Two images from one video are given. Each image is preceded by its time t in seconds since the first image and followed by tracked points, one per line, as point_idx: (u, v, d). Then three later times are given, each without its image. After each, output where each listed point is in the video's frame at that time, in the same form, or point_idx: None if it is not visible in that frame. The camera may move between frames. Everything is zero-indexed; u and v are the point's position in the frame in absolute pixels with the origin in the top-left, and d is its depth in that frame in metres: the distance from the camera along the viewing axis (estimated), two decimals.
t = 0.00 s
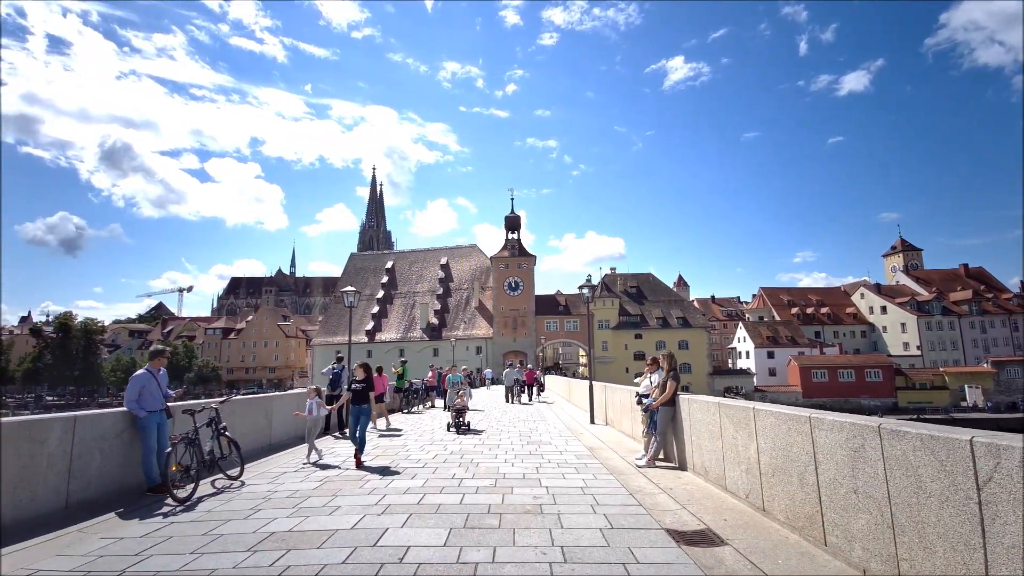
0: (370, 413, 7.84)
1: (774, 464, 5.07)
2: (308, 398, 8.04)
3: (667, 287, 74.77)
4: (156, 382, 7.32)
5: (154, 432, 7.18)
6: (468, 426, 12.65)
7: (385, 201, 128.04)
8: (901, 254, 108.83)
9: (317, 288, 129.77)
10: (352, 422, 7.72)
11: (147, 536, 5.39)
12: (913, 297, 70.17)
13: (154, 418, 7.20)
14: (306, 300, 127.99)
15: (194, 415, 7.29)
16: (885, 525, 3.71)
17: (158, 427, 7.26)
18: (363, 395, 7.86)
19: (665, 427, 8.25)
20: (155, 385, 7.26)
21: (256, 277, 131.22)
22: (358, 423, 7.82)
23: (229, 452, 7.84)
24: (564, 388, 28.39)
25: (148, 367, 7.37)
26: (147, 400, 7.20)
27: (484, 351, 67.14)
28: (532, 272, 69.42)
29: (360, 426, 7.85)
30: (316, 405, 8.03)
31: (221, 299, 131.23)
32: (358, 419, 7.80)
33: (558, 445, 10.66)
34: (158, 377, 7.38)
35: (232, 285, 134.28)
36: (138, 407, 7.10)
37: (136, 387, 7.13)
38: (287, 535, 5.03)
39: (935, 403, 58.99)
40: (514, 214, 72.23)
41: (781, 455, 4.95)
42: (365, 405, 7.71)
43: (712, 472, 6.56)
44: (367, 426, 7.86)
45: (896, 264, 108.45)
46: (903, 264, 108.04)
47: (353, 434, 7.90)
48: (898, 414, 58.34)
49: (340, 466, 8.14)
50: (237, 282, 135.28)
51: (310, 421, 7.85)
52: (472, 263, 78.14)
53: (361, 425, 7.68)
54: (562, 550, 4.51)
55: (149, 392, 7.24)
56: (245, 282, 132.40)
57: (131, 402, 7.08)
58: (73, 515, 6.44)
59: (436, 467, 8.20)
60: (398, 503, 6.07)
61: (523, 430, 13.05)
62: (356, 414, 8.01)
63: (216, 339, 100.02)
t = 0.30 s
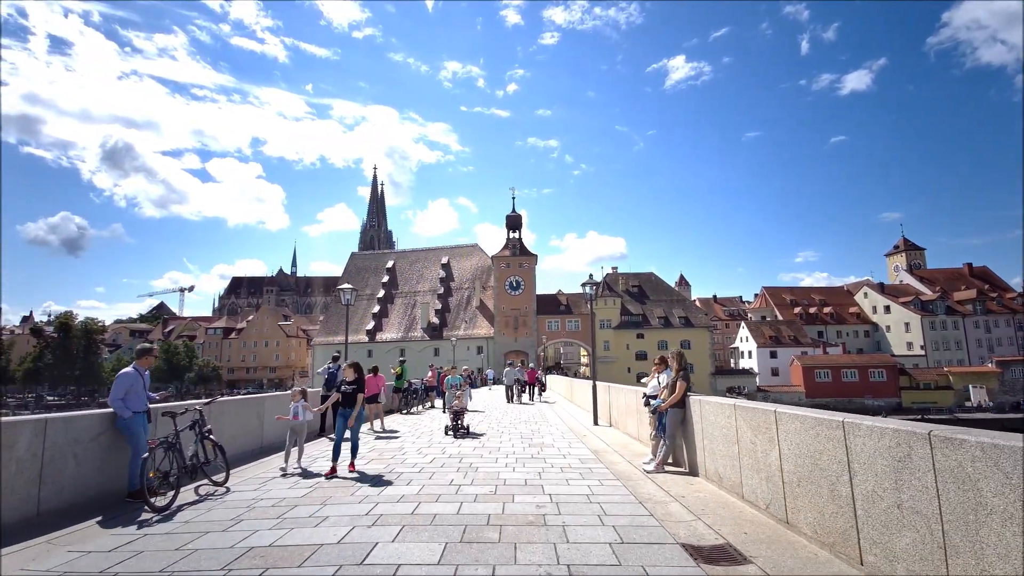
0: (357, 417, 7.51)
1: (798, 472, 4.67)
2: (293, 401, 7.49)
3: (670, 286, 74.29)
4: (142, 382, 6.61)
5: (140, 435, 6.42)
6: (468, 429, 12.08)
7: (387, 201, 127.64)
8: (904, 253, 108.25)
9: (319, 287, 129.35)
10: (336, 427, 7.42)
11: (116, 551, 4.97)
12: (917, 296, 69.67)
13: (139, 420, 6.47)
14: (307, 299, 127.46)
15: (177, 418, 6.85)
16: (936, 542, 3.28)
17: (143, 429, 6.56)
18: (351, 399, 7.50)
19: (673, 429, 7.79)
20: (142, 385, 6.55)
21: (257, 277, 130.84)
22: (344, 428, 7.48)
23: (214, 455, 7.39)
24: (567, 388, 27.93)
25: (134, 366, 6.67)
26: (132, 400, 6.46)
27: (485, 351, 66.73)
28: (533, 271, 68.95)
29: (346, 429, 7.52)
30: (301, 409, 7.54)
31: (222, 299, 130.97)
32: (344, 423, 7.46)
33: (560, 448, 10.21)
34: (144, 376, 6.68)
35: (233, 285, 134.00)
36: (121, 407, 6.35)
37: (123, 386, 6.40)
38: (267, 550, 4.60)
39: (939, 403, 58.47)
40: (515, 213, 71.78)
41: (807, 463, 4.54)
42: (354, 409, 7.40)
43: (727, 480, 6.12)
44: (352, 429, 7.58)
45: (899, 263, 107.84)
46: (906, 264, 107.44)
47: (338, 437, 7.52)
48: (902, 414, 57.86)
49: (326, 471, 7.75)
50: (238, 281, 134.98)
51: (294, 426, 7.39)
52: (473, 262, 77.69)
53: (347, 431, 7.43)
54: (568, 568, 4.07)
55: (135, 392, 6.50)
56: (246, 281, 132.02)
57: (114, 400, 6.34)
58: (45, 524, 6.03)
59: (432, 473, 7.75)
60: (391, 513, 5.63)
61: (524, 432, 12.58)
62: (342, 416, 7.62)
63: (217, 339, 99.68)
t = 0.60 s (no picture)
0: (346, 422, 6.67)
1: (831, 482, 4.25)
2: (276, 404, 7.09)
3: (673, 285, 73.79)
4: (119, 382, 6.30)
5: (114, 438, 6.15)
6: (469, 435, 11.49)
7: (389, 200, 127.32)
8: (908, 253, 107.66)
9: (320, 287, 129.20)
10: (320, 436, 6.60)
11: (81, 567, 4.55)
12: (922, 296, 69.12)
13: (114, 423, 6.17)
14: (309, 299, 127.30)
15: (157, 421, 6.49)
16: (1001, 568, 2.86)
17: (119, 432, 6.24)
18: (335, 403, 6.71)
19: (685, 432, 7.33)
20: (118, 386, 6.25)
21: (259, 277, 130.57)
22: (329, 435, 6.60)
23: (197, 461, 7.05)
24: (570, 387, 27.52)
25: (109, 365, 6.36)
26: (107, 402, 6.16)
27: (487, 351, 66.36)
28: (535, 271, 68.53)
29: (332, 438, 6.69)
30: (284, 413, 7.10)
31: (224, 299, 130.83)
32: (328, 430, 6.57)
33: (565, 452, 9.76)
34: (121, 376, 6.38)
35: (235, 285, 133.82)
36: (96, 410, 6.06)
37: (97, 386, 6.10)
38: (244, 569, 4.18)
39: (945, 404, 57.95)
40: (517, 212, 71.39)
41: (841, 474, 4.12)
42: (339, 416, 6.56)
43: (746, 488, 5.69)
44: (341, 439, 6.72)
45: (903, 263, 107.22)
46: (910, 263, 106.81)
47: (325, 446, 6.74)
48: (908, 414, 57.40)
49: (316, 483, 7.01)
50: (240, 281, 134.87)
51: (277, 430, 6.95)
52: (475, 262, 77.32)
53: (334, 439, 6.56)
54: None
55: (110, 394, 6.20)
56: (248, 282, 131.74)
57: (88, 403, 6.04)
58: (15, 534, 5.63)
59: (429, 479, 7.31)
60: (384, 526, 5.19)
61: (527, 434, 12.15)
62: (326, 423, 6.89)
63: (218, 338, 99.57)
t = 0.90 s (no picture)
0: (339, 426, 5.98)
1: (876, 495, 3.84)
2: (257, 410, 6.44)
3: (675, 284, 73.30)
4: (90, 382, 5.92)
5: (86, 442, 5.79)
6: (468, 440, 10.88)
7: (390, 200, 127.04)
8: (911, 252, 107.06)
9: (321, 286, 128.87)
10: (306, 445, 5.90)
11: None
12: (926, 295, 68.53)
13: (86, 426, 5.82)
14: (310, 299, 126.95)
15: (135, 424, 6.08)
16: None
17: (92, 435, 5.88)
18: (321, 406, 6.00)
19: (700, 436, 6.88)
20: (89, 386, 5.88)
21: (260, 277, 130.25)
22: (314, 441, 5.94)
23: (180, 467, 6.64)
24: (573, 388, 27.06)
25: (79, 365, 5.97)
26: (77, 404, 5.80)
27: (488, 351, 65.95)
28: (537, 270, 68.09)
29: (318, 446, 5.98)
30: (266, 420, 6.45)
31: (225, 299, 130.56)
32: (314, 435, 5.92)
33: (570, 456, 9.26)
34: (92, 376, 5.99)
35: (236, 285, 133.53)
36: (64, 413, 5.69)
37: (65, 388, 5.73)
38: None
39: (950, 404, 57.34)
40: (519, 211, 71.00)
41: (889, 486, 3.72)
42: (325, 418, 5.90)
43: (771, 498, 5.26)
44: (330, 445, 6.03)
45: (906, 263, 106.63)
46: (913, 263, 106.22)
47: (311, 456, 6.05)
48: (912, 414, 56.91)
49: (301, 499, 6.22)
50: (242, 281, 134.60)
51: (258, 440, 6.28)
52: (477, 261, 76.91)
53: (322, 447, 5.81)
54: None
55: (81, 395, 5.84)
56: (250, 281, 131.39)
57: (55, 406, 5.69)
58: None
59: (426, 486, 6.83)
60: (376, 541, 4.73)
61: (530, 436, 11.71)
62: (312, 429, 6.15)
63: (220, 338, 99.40)
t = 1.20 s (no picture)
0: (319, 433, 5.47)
1: (925, 510, 3.44)
2: (218, 416, 5.71)
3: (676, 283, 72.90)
4: (53, 383, 5.51)
5: (50, 447, 5.34)
6: (460, 446, 10.05)
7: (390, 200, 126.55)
8: (912, 251, 106.70)
9: (321, 286, 128.37)
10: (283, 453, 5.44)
11: None
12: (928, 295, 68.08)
13: (50, 429, 5.38)
14: (310, 298, 126.38)
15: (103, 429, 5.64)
16: None
17: (56, 440, 5.43)
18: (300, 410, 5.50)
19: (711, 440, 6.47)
20: (52, 388, 5.46)
21: (259, 276, 129.71)
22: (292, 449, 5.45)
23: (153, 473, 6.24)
24: (573, 387, 26.64)
25: (41, 365, 5.55)
26: (40, 407, 5.36)
27: (488, 350, 65.53)
28: (537, 269, 67.63)
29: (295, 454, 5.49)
30: (228, 428, 5.75)
31: (225, 298, 129.99)
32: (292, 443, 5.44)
33: (571, 460, 8.79)
34: (55, 376, 5.57)
35: (236, 285, 132.94)
36: (25, 416, 5.23)
37: (27, 389, 5.31)
38: None
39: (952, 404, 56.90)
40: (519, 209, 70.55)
41: (941, 501, 3.28)
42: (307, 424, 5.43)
43: (793, 509, 4.83)
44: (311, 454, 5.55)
45: (907, 262, 106.25)
46: (914, 262, 105.85)
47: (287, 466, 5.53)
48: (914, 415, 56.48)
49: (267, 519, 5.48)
50: (241, 281, 134.02)
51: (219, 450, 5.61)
52: (476, 260, 76.44)
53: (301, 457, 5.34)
54: None
55: (43, 396, 5.41)
56: (250, 281, 130.71)
57: (15, 408, 5.23)
58: None
59: (419, 493, 6.37)
60: (361, 558, 4.28)
61: (530, 438, 11.28)
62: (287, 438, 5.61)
63: (219, 337, 98.98)
